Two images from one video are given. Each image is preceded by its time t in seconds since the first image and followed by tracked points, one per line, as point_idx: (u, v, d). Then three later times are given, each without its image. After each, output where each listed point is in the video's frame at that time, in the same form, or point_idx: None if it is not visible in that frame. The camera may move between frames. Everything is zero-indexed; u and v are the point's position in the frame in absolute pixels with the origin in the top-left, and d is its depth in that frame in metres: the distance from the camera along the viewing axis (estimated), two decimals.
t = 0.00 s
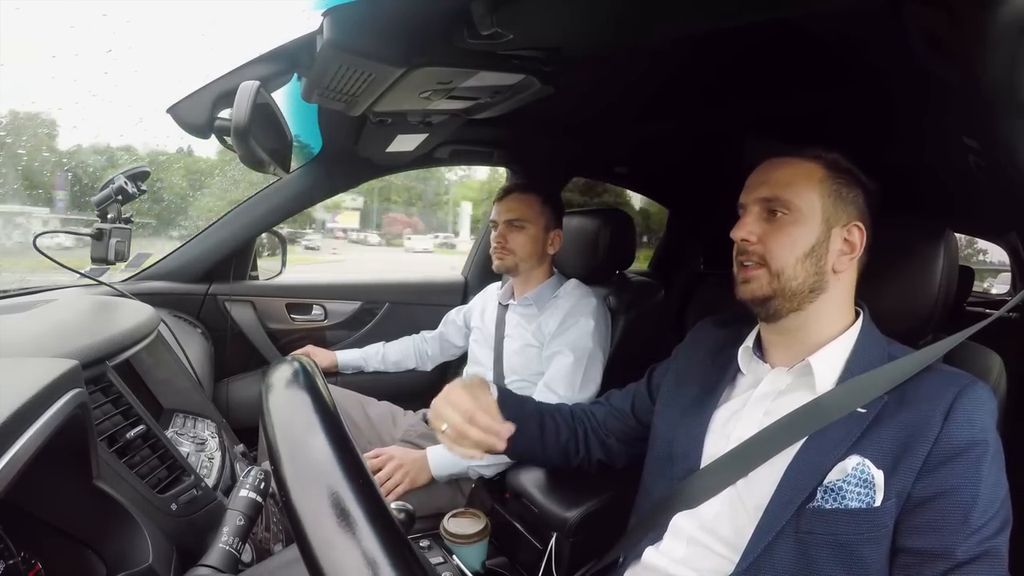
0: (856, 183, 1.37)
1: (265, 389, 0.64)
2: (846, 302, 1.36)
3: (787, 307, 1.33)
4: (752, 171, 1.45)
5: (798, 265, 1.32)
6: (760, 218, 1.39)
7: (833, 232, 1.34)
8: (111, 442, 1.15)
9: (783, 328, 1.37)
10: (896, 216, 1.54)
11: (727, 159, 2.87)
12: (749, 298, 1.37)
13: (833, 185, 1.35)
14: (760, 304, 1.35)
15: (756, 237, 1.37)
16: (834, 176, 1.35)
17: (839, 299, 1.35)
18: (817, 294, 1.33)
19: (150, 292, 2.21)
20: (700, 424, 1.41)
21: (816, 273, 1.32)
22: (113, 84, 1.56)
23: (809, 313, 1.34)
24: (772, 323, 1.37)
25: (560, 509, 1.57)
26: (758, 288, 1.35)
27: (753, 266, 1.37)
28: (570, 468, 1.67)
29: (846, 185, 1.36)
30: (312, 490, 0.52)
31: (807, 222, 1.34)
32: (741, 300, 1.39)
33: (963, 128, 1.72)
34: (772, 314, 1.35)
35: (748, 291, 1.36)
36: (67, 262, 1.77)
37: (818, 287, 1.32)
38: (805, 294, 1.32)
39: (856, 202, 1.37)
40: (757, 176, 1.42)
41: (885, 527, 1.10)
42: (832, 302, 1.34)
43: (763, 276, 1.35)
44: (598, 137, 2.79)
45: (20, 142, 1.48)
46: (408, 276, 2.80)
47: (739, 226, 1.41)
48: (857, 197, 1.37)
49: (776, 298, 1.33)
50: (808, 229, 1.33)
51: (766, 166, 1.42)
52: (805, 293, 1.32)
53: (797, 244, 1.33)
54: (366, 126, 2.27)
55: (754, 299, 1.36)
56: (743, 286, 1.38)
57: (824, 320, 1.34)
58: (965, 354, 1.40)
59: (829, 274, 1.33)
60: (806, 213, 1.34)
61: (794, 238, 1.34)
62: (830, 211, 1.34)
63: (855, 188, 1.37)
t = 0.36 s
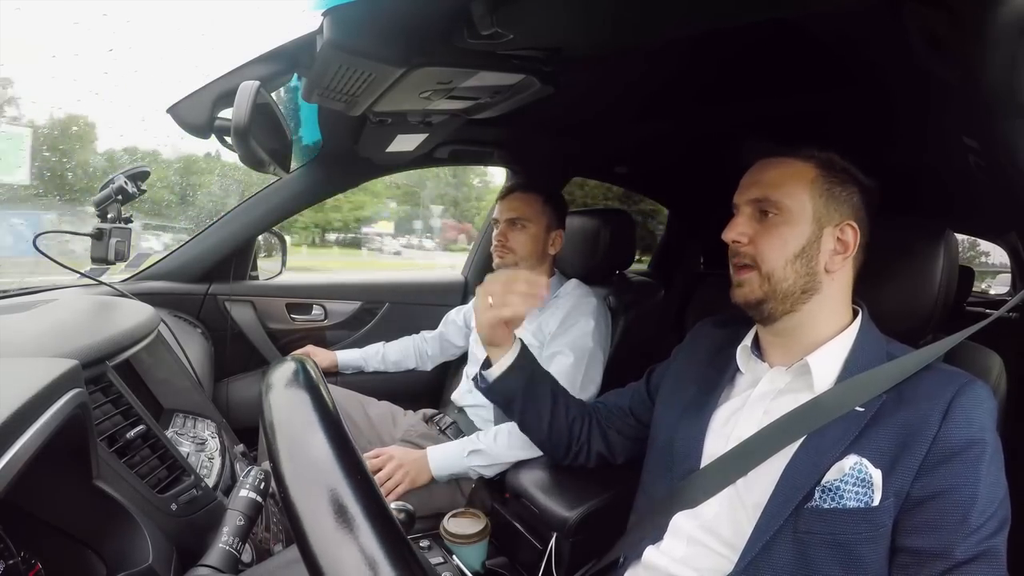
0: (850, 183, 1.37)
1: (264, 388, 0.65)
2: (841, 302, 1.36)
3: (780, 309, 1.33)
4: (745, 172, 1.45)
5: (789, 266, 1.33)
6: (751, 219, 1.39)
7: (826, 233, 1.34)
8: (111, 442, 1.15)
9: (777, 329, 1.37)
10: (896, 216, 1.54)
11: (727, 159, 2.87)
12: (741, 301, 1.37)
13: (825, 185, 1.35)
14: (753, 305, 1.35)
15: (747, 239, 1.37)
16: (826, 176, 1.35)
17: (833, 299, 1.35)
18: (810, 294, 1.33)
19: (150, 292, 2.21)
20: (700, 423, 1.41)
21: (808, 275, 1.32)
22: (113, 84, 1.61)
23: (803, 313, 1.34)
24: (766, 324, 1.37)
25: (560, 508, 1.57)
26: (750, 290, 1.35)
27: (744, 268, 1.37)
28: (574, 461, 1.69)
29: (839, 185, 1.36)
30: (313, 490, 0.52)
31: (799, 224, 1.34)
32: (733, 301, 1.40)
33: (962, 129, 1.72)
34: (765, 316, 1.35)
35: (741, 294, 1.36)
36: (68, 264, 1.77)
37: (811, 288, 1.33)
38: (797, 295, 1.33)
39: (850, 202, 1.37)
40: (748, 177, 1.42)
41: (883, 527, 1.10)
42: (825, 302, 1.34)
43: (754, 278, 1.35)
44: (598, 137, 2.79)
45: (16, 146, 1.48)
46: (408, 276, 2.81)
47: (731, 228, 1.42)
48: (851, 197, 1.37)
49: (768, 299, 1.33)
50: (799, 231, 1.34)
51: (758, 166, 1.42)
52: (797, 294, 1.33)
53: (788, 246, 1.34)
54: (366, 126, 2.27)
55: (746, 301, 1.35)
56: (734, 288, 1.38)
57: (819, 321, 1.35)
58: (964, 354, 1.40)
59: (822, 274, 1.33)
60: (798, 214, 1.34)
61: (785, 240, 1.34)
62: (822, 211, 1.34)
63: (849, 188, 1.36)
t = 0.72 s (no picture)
0: (854, 184, 1.37)
1: (265, 389, 0.64)
2: (844, 303, 1.36)
3: (786, 311, 1.33)
4: (746, 173, 1.44)
5: (797, 269, 1.32)
6: (756, 223, 1.38)
7: (831, 234, 1.34)
8: (111, 442, 1.15)
9: (781, 332, 1.37)
10: (896, 216, 1.54)
11: (727, 159, 2.87)
12: (747, 304, 1.36)
13: (830, 187, 1.35)
14: (759, 308, 1.34)
15: (754, 241, 1.37)
16: (831, 177, 1.35)
17: (837, 301, 1.35)
18: (816, 296, 1.33)
19: (150, 292, 2.21)
20: (700, 424, 1.40)
21: (814, 277, 1.32)
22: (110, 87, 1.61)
23: (808, 316, 1.34)
24: (771, 326, 1.36)
25: (560, 509, 1.57)
26: (756, 293, 1.34)
27: (750, 271, 1.36)
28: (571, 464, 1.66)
29: (843, 187, 1.36)
30: (313, 490, 0.52)
31: (805, 226, 1.33)
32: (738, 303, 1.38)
33: (963, 129, 1.72)
34: (770, 319, 1.34)
35: (747, 297, 1.35)
36: (70, 265, 1.77)
37: (817, 290, 1.33)
38: (803, 298, 1.32)
39: (854, 203, 1.37)
40: (752, 180, 1.41)
41: (883, 529, 1.10)
42: (830, 304, 1.34)
43: (761, 281, 1.34)
44: (598, 137, 2.79)
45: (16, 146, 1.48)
46: (408, 276, 2.80)
47: (735, 232, 1.41)
48: (855, 199, 1.37)
49: (775, 303, 1.33)
50: (806, 233, 1.33)
51: (761, 168, 1.41)
52: (804, 297, 1.32)
53: (795, 248, 1.33)
54: (366, 126, 2.27)
55: (753, 303, 1.34)
56: (740, 290, 1.36)
57: (823, 322, 1.35)
58: (964, 354, 1.40)
59: (827, 276, 1.33)
60: (804, 216, 1.34)
61: (792, 243, 1.33)
62: (827, 214, 1.34)
63: (853, 189, 1.37)
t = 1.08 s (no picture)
0: (855, 183, 1.38)
1: (265, 389, 0.64)
2: (846, 301, 1.36)
3: (792, 310, 1.33)
4: (748, 173, 1.44)
5: (803, 268, 1.32)
6: (761, 222, 1.38)
7: (835, 233, 1.34)
8: (111, 442, 1.15)
9: (786, 330, 1.37)
10: (896, 216, 1.54)
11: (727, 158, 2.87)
12: (753, 304, 1.35)
13: (833, 185, 1.35)
14: (766, 308, 1.34)
15: (759, 243, 1.36)
16: (833, 176, 1.35)
17: (841, 300, 1.35)
18: (821, 295, 1.33)
19: (150, 292, 2.21)
20: (701, 424, 1.41)
21: (820, 275, 1.32)
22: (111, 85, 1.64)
23: (812, 314, 1.34)
24: (777, 326, 1.36)
25: (560, 509, 1.57)
26: (763, 293, 1.33)
27: (757, 271, 1.35)
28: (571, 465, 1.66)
29: (846, 186, 1.36)
30: (313, 490, 0.52)
31: (809, 225, 1.33)
32: (743, 305, 1.38)
33: (963, 128, 1.71)
34: (776, 318, 1.34)
35: (753, 297, 1.34)
36: (70, 265, 1.77)
37: (822, 288, 1.33)
38: (809, 296, 1.32)
39: (856, 202, 1.37)
40: (755, 180, 1.40)
41: (883, 527, 1.10)
42: (834, 303, 1.35)
43: (768, 280, 1.34)
44: (598, 137, 2.79)
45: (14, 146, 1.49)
46: (408, 276, 2.81)
47: (739, 232, 1.40)
48: (857, 197, 1.38)
49: (782, 302, 1.32)
50: (811, 231, 1.33)
51: (763, 168, 1.41)
52: (809, 295, 1.32)
53: (801, 247, 1.33)
54: (366, 126, 2.27)
55: (760, 304, 1.34)
56: (746, 292, 1.36)
57: (827, 321, 1.35)
58: (965, 354, 1.40)
59: (832, 275, 1.34)
60: (809, 216, 1.34)
61: (798, 241, 1.33)
62: (831, 212, 1.34)
63: (855, 188, 1.37)
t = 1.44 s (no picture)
0: (862, 185, 1.38)
1: (266, 389, 0.64)
2: (847, 304, 1.36)
3: (791, 307, 1.33)
4: (757, 167, 1.44)
5: (805, 265, 1.32)
6: (765, 218, 1.38)
7: (839, 234, 1.34)
8: (112, 442, 1.14)
9: (784, 327, 1.37)
10: (897, 216, 1.54)
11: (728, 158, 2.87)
12: (752, 298, 1.36)
13: (839, 187, 1.35)
14: (766, 304, 1.34)
15: (763, 237, 1.36)
16: (840, 177, 1.35)
17: (842, 300, 1.35)
18: (822, 295, 1.33)
19: (150, 292, 2.21)
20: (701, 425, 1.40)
21: (821, 274, 1.32)
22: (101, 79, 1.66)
23: (812, 313, 1.34)
24: (776, 322, 1.36)
25: (560, 509, 1.57)
26: (763, 288, 1.34)
27: (759, 265, 1.36)
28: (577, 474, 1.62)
29: (852, 188, 1.36)
30: (312, 490, 0.52)
31: (814, 223, 1.33)
32: (743, 299, 1.38)
33: (963, 128, 1.71)
34: (775, 314, 1.34)
35: (753, 291, 1.35)
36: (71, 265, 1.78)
37: (823, 288, 1.33)
38: (809, 295, 1.32)
39: (862, 205, 1.37)
40: (763, 175, 1.40)
41: (883, 529, 1.10)
42: (835, 303, 1.35)
43: (769, 275, 1.34)
44: (598, 137, 2.79)
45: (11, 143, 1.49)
46: (408, 276, 2.81)
47: (743, 225, 1.40)
48: (863, 200, 1.38)
49: (782, 298, 1.32)
50: (814, 231, 1.33)
51: (772, 164, 1.41)
52: (810, 294, 1.32)
53: (804, 245, 1.33)
54: (366, 126, 2.27)
55: (759, 299, 1.34)
56: (747, 286, 1.36)
57: (827, 320, 1.35)
58: (964, 355, 1.40)
59: (834, 275, 1.33)
60: (814, 214, 1.34)
61: (801, 239, 1.33)
62: (836, 213, 1.34)
63: (861, 191, 1.37)
